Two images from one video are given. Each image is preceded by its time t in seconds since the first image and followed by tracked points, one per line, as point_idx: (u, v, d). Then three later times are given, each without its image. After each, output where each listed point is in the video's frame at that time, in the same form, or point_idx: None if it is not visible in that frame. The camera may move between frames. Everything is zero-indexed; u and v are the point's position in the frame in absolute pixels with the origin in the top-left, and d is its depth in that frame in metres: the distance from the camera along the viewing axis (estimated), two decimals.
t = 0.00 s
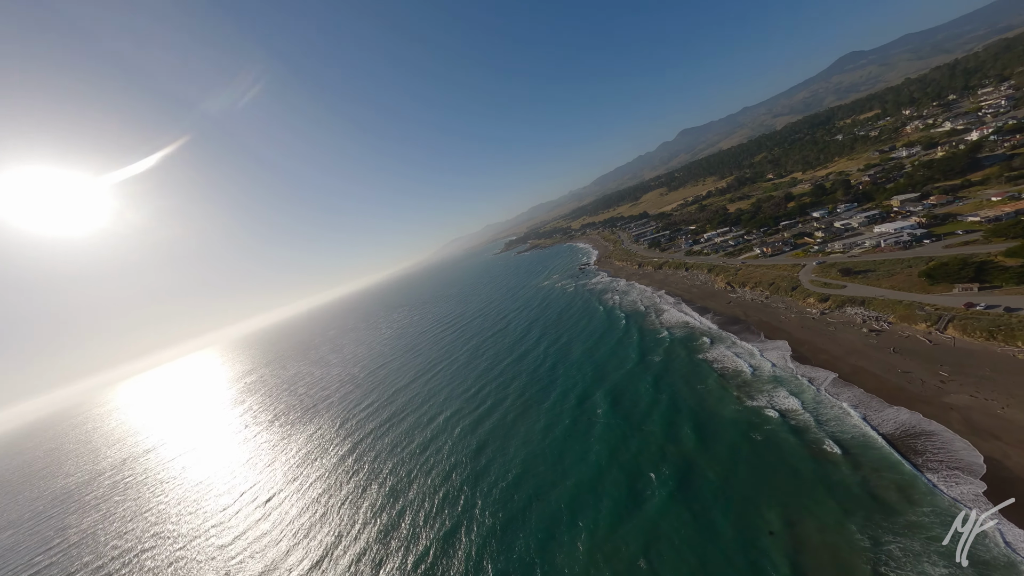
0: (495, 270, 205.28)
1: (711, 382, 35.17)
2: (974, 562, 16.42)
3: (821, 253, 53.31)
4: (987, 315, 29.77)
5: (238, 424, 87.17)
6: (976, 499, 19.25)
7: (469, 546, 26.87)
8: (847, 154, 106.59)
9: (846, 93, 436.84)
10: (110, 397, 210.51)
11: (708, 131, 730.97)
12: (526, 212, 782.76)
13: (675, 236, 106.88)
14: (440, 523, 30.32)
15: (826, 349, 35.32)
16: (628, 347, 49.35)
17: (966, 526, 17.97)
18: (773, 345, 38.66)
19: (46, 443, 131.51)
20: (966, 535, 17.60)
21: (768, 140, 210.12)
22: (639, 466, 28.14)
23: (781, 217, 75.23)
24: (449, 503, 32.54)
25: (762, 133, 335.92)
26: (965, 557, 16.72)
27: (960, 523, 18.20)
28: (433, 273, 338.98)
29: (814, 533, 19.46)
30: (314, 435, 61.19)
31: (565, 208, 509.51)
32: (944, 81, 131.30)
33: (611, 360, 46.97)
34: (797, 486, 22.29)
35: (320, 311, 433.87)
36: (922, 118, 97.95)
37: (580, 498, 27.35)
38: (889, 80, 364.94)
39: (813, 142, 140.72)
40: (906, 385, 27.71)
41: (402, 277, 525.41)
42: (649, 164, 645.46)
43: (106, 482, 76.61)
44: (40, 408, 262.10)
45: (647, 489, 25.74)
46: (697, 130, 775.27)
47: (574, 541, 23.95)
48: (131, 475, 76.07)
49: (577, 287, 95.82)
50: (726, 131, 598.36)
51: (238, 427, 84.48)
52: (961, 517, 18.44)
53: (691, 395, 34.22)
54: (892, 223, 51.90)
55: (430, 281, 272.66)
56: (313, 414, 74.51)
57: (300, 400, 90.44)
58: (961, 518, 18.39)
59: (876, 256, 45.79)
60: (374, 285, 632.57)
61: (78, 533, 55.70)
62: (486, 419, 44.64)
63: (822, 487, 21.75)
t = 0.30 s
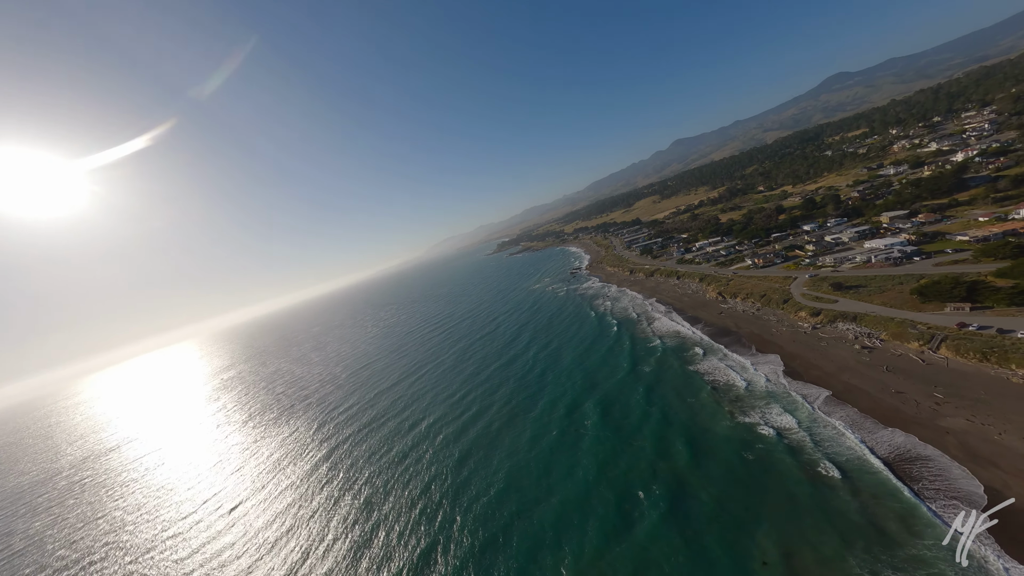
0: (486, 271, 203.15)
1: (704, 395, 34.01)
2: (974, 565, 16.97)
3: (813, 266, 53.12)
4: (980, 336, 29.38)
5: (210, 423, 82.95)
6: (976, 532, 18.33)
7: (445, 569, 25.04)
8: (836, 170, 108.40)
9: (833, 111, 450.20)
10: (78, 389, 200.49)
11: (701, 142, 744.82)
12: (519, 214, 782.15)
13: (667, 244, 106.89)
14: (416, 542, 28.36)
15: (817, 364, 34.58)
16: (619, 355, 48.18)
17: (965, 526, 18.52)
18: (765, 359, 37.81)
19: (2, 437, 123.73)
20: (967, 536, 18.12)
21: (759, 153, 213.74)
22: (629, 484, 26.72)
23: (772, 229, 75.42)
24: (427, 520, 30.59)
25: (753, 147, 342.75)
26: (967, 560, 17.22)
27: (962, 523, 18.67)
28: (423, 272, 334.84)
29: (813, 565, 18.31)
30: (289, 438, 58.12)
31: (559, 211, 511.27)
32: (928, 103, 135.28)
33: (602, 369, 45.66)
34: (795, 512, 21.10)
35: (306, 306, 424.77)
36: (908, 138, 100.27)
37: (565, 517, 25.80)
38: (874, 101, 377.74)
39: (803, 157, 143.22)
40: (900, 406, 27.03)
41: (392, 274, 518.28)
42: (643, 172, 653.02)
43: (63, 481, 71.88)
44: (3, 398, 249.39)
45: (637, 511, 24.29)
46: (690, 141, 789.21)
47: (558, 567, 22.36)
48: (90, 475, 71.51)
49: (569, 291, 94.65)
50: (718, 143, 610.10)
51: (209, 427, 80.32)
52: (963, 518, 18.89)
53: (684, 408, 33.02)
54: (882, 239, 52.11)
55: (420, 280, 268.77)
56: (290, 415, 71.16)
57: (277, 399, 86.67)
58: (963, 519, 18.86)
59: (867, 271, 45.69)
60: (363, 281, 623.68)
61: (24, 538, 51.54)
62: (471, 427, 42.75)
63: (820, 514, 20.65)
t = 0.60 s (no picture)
0: (479, 271, 200.83)
1: (701, 408, 32.74)
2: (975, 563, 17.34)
3: (808, 276, 52.47)
4: (983, 353, 28.49)
5: (186, 422, 79.35)
6: (987, 567, 17.21)
7: None
8: (830, 181, 109.12)
9: (825, 124, 458.81)
10: (52, 383, 192.93)
11: (696, 149, 753.01)
12: (515, 215, 781.52)
13: (662, 249, 106.38)
14: (394, 562, 26.49)
15: (815, 378, 33.52)
16: (612, 362, 46.86)
17: (965, 526, 18.92)
18: (762, 372, 36.67)
19: None
20: (967, 535, 18.57)
21: (753, 162, 215.74)
22: (622, 503, 25.26)
23: (767, 237, 75.09)
24: (407, 538, 28.69)
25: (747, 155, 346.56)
26: (967, 558, 17.59)
27: (961, 522, 19.15)
28: (417, 271, 331.17)
29: None
30: (267, 441, 55.37)
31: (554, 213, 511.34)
32: (919, 118, 137.30)
33: (595, 377, 44.22)
34: (799, 540, 19.80)
35: (296, 302, 417.05)
36: (901, 151, 101.33)
37: (554, 538, 24.22)
38: (865, 115, 385.58)
39: (797, 167, 144.20)
40: (902, 425, 25.99)
41: (385, 272, 512.95)
42: (638, 177, 657.20)
43: (24, 482, 67.86)
44: None
45: (631, 534, 22.75)
46: (685, 148, 797.44)
47: None
48: (54, 476, 67.56)
49: (562, 295, 93.16)
50: (713, 151, 617.34)
51: (185, 427, 76.84)
52: (962, 517, 19.38)
53: (679, 422, 31.71)
54: (878, 250, 51.66)
55: (413, 279, 265.50)
56: (270, 416, 68.22)
57: (258, 399, 83.40)
58: (962, 518, 19.33)
59: (863, 283, 45.02)
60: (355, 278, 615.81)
61: None
62: (457, 436, 40.92)
63: (826, 543, 19.33)
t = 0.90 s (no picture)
0: (473, 271, 198.54)
1: (698, 422, 31.39)
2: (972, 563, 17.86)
3: (804, 287, 51.79)
4: (984, 372, 27.68)
5: (160, 421, 75.81)
6: None
7: None
8: (823, 192, 109.81)
9: (817, 136, 467.27)
10: (24, 375, 185.05)
11: (691, 157, 761.52)
12: (510, 216, 781.10)
13: (656, 255, 105.79)
14: None
15: (813, 393, 32.44)
16: (606, 370, 45.44)
17: (966, 526, 19.35)
18: (758, 385, 35.48)
19: None
20: (966, 535, 19.03)
21: (748, 171, 217.58)
22: (615, 524, 23.74)
23: (762, 246, 74.67)
24: (384, 558, 26.77)
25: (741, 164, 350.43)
26: (965, 559, 18.10)
27: (961, 522, 19.60)
28: (409, 269, 327.03)
29: None
30: (242, 444, 52.56)
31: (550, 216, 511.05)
32: (909, 134, 139.44)
33: (588, 385, 42.74)
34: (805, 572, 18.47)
35: (285, 297, 409.23)
36: (893, 164, 102.34)
37: (542, 562, 22.56)
38: (855, 130, 393.62)
39: (791, 177, 145.16)
40: (904, 446, 24.96)
41: (378, 269, 507.01)
42: (634, 182, 662.02)
43: None
44: None
45: (624, 561, 21.24)
46: (680, 155, 805.97)
47: None
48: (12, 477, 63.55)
49: (555, 298, 91.72)
50: (707, 159, 624.50)
51: (158, 426, 73.33)
52: (962, 516, 19.82)
53: (675, 437, 30.26)
54: (873, 263, 51.24)
55: (405, 277, 261.90)
56: (248, 416, 65.23)
57: (237, 398, 80.12)
58: (961, 518, 19.77)
59: (860, 295, 44.43)
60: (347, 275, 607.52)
61: None
62: (443, 445, 39.01)
63: None
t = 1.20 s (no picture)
0: (466, 272, 196.03)
1: (694, 437, 30.01)
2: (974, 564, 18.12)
3: (800, 297, 51.04)
4: (987, 393, 26.74)
5: (131, 420, 72.17)
6: None
7: None
8: (817, 202, 110.32)
9: (810, 148, 475.44)
10: None
11: (686, 164, 770.01)
12: (505, 216, 780.51)
13: (650, 260, 105.18)
14: None
15: (811, 409, 31.25)
16: (599, 378, 43.95)
17: (966, 526, 19.69)
18: (754, 398, 34.27)
19: None
20: (968, 535, 19.33)
21: (742, 179, 219.22)
22: (607, 549, 22.20)
23: (757, 254, 74.17)
24: None
25: (736, 173, 354.09)
26: (967, 560, 18.37)
27: (961, 523, 19.93)
28: (402, 267, 323.24)
29: None
30: (215, 447, 49.74)
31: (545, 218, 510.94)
32: (899, 149, 141.65)
33: (581, 394, 41.22)
34: None
35: (275, 292, 401.88)
36: (886, 177, 103.25)
37: None
38: (845, 143, 401.31)
39: (784, 187, 145.98)
40: (906, 468, 23.85)
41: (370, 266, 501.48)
42: (630, 187, 665.77)
43: None
44: None
45: None
46: (676, 162, 813.37)
47: None
48: None
49: (549, 301, 90.15)
50: (702, 167, 631.38)
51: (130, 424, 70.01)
52: (962, 517, 20.17)
53: (671, 453, 28.80)
54: (869, 275, 50.71)
55: (397, 275, 258.37)
56: (224, 416, 62.18)
57: (214, 397, 76.66)
58: (962, 519, 20.10)
59: (857, 308, 43.67)
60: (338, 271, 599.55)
61: None
62: (428, 455, 37.09)
63: None
